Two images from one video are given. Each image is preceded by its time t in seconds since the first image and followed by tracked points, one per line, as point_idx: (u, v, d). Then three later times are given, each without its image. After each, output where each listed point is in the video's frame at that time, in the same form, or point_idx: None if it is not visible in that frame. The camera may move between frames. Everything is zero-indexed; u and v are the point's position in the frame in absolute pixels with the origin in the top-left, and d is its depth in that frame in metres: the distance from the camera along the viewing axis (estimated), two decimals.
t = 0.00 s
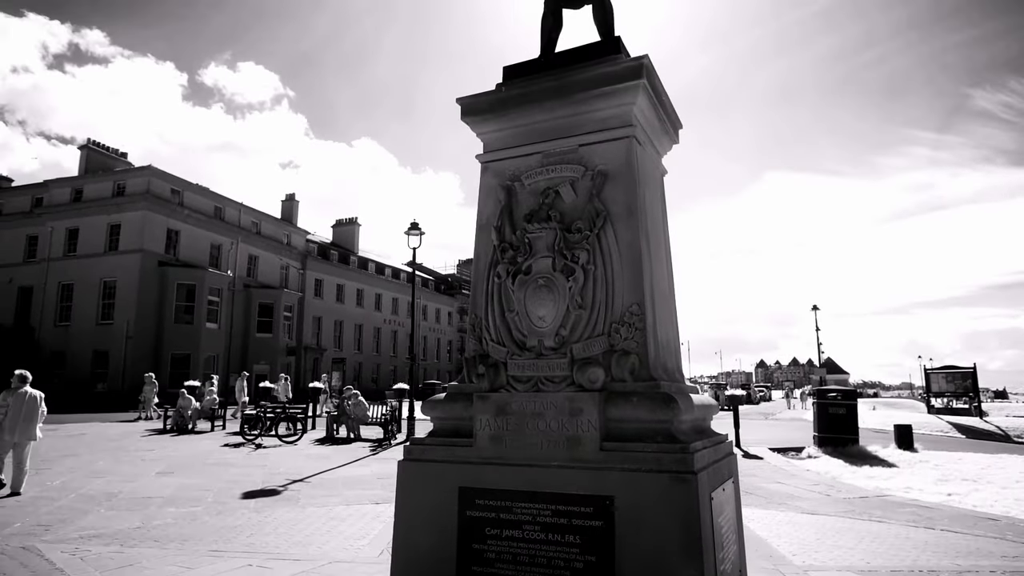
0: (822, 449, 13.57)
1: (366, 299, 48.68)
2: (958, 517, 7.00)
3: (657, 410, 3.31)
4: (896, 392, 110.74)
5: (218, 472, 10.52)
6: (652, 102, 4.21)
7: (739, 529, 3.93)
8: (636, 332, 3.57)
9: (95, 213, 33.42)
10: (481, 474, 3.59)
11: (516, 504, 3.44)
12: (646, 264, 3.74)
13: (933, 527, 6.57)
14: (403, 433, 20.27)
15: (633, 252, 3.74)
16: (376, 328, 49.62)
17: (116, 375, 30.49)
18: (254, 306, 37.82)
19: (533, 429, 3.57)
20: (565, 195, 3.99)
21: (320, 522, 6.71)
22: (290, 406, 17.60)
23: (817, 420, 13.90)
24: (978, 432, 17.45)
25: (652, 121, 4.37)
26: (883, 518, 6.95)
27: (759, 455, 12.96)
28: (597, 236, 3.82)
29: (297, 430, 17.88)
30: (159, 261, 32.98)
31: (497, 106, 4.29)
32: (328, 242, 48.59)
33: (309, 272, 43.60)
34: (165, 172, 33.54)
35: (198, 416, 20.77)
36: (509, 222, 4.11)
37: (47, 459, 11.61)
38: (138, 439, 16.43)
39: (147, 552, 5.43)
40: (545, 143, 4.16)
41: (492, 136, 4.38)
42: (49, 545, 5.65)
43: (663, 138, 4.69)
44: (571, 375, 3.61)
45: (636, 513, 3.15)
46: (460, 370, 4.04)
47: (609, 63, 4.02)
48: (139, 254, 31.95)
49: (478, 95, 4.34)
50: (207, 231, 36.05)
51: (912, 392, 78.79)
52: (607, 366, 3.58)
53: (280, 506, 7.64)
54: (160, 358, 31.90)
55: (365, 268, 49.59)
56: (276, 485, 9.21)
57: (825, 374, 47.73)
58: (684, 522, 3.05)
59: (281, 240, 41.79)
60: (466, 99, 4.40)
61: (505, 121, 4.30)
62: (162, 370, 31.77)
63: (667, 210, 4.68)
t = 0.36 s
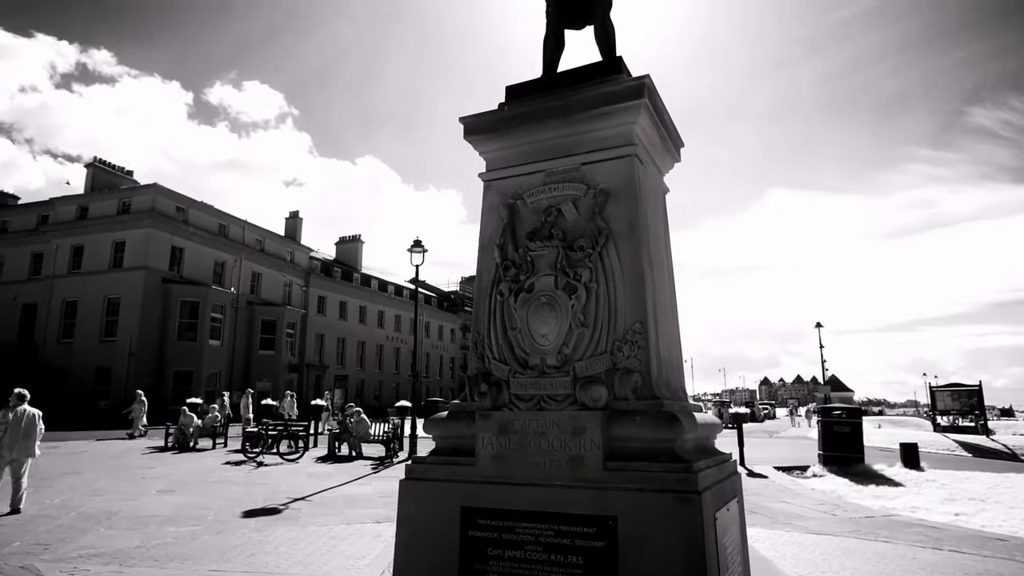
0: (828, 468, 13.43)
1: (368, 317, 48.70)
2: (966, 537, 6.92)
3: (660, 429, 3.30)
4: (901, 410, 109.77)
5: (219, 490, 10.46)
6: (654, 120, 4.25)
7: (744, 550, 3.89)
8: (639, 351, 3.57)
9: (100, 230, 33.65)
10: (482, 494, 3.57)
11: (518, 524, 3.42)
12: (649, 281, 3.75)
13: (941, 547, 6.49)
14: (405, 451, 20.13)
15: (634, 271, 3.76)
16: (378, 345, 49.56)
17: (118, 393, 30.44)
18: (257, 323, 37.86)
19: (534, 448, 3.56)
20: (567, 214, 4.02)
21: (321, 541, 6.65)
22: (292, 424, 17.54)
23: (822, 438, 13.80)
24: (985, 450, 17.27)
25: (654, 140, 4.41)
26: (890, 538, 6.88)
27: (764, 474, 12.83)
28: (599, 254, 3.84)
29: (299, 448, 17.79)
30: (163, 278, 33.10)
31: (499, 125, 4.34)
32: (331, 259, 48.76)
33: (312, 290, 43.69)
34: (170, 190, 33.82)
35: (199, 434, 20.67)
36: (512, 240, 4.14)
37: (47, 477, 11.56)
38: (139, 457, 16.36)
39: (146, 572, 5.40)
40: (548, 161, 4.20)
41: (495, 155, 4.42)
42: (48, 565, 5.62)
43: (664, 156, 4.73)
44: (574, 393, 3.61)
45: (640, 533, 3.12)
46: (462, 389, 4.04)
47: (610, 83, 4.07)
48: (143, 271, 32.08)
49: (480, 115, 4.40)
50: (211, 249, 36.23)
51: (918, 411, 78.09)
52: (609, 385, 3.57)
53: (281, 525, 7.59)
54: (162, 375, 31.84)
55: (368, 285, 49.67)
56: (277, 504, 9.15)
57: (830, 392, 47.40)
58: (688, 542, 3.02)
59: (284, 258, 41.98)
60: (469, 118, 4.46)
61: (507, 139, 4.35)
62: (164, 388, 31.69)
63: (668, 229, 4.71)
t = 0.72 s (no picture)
0: (826, 484, 13.37)
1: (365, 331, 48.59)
2: (965, 555, 6.88)
3: (658, 445, 3.29)
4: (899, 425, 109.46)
5: (213, 506, 10.35)
6: (650, 136, 4.29)
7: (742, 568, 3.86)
8: (636, 367, 3.57)
9: (96, 244, 33.61)
10: (477, 510, 3.55)
11: (514, 541, 3.40)
12: (645, 297, 3.76)
13: (939, 564, 6.45)
14: (401, 467, 19.98)
15: (631, 286, 3.77)
16: (375, 360, 49.41)
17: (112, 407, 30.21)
18: (253, 337, 37.76)
19: (530, 465, 3.55)
20: (564, 229, 4.04)
21: (315, 558, 6.58)
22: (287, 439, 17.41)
23: (820, 454, 13.75)
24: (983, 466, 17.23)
25: (650, 155, 4.46)
26: (888, 556, 6.84)
27: (761, 490, 12.76)
28: (596, 270, 3.86)
29: (294, 463, 17.63)
30: (159, 292, 33.02)
31: (496, 140, 4.38)
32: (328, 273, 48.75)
33: (309, 304, 43.62)
34: (167, 204, 33.84)
35: (194, 449, 20.50)
36: (508, 255, 4.15)
37: (39, 492, 11.45)
38: (132, 472, 16.21)
39: None
40: (544, 177, 4.23)
41: (491, 171, 4.46)
42: None
43: (661, 172, 4.77)
44: (570, 410, 3.60)
45: (637, 550, 3.11)
46: (458, 405, 4.04)
47: (606, 100, 4.12)
48: (139, 285, 31.99)
49: (478, 130, 4.44)
50: (208, 263, 36.21)
51: (916, 426, 77.87)
52: (606, 401, 3.56)
53: (275, 542, 7.51)
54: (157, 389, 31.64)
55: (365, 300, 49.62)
56: (271, 520, 9.05)
57: (827, 408, 47.29)
58: (685, 559, 3.00)
59: (281, 272, 41.96)
60: (467, 134, 4.51)
61: (504, 155, 4.38)
62: (159, 402, 31.45)
63: (665, 245, 4.74)
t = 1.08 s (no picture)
0: (830, 509, 13.21)
1: (365, 351, 48.50)
2: None
3: (659, 468, 3.26)
4: (903, 449, 108.33)
5: (210, 529, 10.23)
6: (651, 159, 4.34)
7: None
8: (637, 389, 3.56)
9: (99, 263, 33.74)
10: (477, 535, 3.51)
11: (514, 566, 3.37)
12: (646, 319, 3.77)
13: None
14: (401, 489, 19.77)
15: (632, 307, 3.78)
16: (376, 380, 49.25)
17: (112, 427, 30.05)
18: (253, 357, 37.71)
19: (530, 488, 3.52)
20: (564, 250, 4.06)
21: None
22: (286, 460, 17.26)
23: (823, 477, 13.61)
24: (989, 490, 17.00)
25: (651, 177, 4.50)
26: None
27: (764, 514, 12.60)
28: (596, 291, 3.87)
29: (293, 485, 17.45)
30: (161, 311, 33.05)
31: (498, 162, 4.43)
32: (329, 293, 48.82)
33: (310, 324, 43.61)
34: (171, 224, 34.03)
35: (192, 470, 20.31)
36: (509, 277, 4.17)
37: (35, 513, 11.33)
38: (130, 493, 16.06)
39: None
40: (545, 199, 4.27)
41: (492, 192, 4.50)
42: None
43: (661, 195, 4.81)
44: (571, 432, 3.59)
45: None
46: (458, 427, 4.02)
47: (607, 123, 4.17)
48: (141, 304, 32.01)
49: (480, 152, 4.50)
50: (210, 283, 36.30)
51: (920, 450, 77.13)
52: (607, 423, 3.55)
53: (272, 565, 7.42)
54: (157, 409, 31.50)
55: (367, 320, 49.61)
56: (268, 543, 8.93)
57: (831, 431, 46.91)
58: None
59: (283, 291, 42.06)
60: (469, 156, 4.56)
61: (506, 177, 4.43)
62: (158, 422, 31.28)
63: (666, 267, 4.76)
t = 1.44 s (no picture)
0: (838, 533, 13.01)
1: (370, 371, 48.43)
2: None
3: (664, 492, 3.24)
4: (913, 472, 106.77)
5: (212, 550, 10.16)
6: (655, 181, 4.38)
7: None
8: (641, 411, 3.56)
9: (106, 282, 33.97)
10: (480, 558, 3.48)
11: None
12: (650, 340, 3.77)
13: None
14: (404, 511, 19.59)
15: (636, 329, 3.78)
16: (380, 400, 49.08)
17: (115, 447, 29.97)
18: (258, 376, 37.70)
19: (534, 511, 3.50)
20: (569, 271, 4.09)
21: None
22: (289, 480, 17.15)
23: (831, 501, 13.43)
24: (1001, 515, 16.71)
25: (655, 199, 4.54)
26: None
27: (772, 538, 12.41)
28: (600, 312, 3.89)
29: (295, 506, 17.30)
30: (166, 331, 33.17)
31: (503, 184, 4.48)
32: (334, 312, 48.93)
33: (315, 343, 43.63)
34: (178, 244, 34.29)
35: (194, 490, 20.21)
36: (513, 298, 4.19)
37: (36, 534, 11.28)
38: (131, 513, 15.96)
39: None
40: (549, 221, 4.31)
41: (497, 214, 4.55)
42: None
43: (665, 216, 4.84)
44: (575, 455, 3.57)
45: None
46: (461, 449, 4.02)
47: (611, 145, 4.22)
48: (147, 323, 32.13)
49: (485, 175, 4.56)
50: (216, 302, 36.45)
51: (930, 473, 75.99)
52: (611, 446, 3.53)
53: None
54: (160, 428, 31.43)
55: (371, 340, 49.63)
56: (269, 565, 8.84)
57: (839, 453, 46.35)
58: None
59: (288, 311, 42.19)
60: (473, 177, 4.63)
61: (509, 199, 4.49)
62: (161, 442, 31.18)
63: (670, 288, 4.77)
